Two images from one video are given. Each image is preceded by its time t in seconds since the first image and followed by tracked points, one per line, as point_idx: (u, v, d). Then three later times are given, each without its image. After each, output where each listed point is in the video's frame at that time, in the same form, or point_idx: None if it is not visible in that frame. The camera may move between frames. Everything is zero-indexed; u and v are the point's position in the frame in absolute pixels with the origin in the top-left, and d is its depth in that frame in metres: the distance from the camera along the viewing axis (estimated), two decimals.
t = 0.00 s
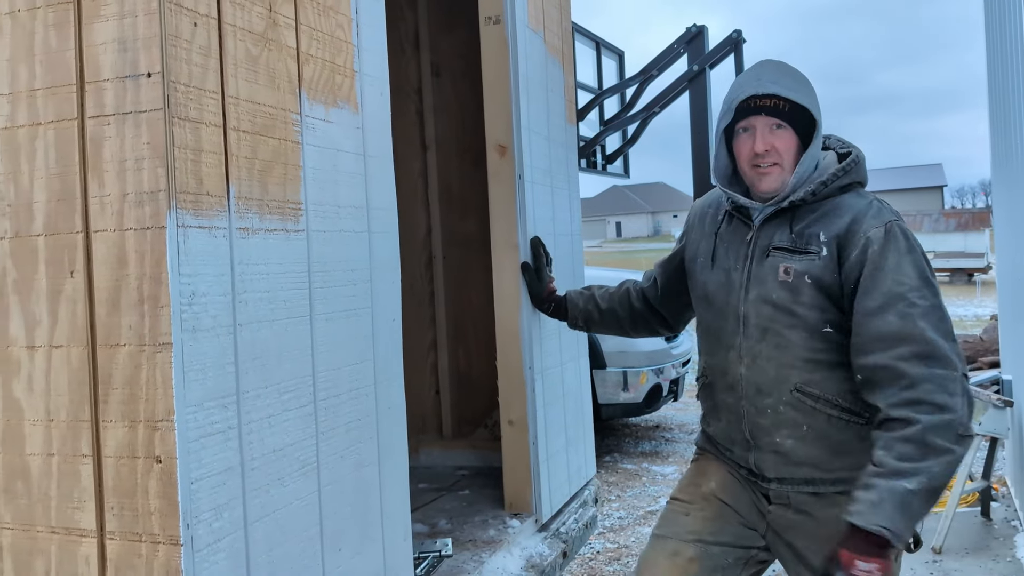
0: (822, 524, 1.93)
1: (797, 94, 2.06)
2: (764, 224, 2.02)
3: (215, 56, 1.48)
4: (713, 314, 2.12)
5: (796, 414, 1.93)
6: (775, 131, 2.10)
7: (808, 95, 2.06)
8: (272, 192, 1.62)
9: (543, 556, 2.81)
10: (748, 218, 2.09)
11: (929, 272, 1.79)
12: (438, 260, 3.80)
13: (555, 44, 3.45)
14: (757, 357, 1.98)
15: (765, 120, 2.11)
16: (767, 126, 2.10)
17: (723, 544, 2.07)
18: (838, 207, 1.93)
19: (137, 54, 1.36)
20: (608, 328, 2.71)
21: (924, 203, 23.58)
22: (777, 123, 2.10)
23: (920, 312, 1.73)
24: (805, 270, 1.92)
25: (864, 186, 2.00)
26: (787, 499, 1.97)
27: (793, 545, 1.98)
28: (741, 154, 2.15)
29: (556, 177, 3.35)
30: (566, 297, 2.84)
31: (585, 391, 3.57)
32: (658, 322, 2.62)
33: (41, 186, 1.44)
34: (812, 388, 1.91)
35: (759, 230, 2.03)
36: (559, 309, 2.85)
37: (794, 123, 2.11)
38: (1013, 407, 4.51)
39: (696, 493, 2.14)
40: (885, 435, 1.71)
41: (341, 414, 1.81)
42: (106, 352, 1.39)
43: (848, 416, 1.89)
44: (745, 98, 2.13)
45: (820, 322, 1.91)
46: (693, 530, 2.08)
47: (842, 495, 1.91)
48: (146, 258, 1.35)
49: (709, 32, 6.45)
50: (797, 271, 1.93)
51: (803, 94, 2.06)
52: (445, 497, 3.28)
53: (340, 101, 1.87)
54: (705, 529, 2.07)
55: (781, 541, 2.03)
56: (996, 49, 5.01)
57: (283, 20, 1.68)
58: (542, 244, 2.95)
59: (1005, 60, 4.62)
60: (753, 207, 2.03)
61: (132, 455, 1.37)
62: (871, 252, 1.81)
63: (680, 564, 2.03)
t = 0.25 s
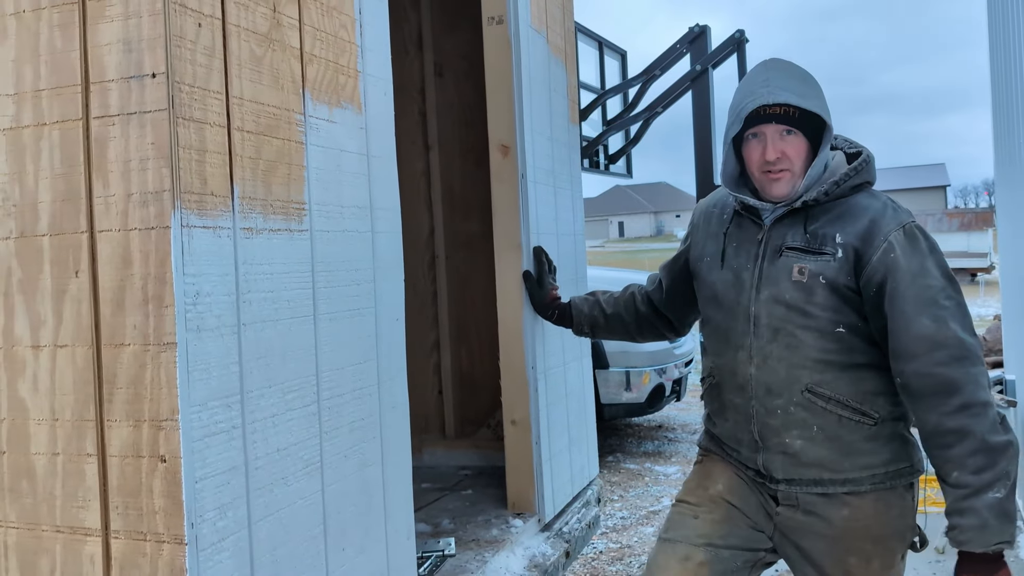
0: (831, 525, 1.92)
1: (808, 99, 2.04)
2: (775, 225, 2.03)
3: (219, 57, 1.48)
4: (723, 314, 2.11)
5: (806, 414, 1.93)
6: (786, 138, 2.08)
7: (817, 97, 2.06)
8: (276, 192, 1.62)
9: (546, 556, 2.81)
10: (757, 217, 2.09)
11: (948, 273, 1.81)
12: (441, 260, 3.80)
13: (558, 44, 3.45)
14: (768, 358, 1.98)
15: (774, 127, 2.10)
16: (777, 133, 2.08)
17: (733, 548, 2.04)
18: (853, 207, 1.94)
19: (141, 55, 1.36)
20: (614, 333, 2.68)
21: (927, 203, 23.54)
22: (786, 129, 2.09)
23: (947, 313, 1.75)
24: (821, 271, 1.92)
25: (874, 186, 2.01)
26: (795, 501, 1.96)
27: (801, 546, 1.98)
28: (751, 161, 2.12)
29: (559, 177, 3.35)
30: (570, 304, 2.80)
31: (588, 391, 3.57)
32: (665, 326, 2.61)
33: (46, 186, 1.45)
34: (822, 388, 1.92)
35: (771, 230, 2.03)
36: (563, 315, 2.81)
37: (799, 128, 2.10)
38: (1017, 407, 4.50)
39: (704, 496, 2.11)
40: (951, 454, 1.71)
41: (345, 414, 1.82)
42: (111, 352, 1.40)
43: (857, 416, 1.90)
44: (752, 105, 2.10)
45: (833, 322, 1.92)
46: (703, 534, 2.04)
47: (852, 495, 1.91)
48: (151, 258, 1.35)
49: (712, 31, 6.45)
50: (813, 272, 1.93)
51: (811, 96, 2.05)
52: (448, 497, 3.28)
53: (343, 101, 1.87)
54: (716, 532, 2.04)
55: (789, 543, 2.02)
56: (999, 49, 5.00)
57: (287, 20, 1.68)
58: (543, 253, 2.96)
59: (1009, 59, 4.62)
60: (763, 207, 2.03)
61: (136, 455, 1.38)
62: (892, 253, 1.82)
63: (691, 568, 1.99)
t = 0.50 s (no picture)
0: (833, 526, 1.92)
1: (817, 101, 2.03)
2: (783, 225, 2.03)
3: (221, 58, 1.48)
4: (728, 313, 2.11)
5: (809, 415, 1.93)
6: (794, 140, 2.08)
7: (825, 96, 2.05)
8: (278, 193, 1.62)
9: (548, 557, 2.80)
10: (765, 217, 2.09)
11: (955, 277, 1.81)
12: (443, 261, 3.80)
13: (560, 45, 3.45)
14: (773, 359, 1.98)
15: (783, 129, 2.09)
16: (785, 136, 2.08)
17: (735, 548, 2.04)
18: (862, 209, 1.94)
19: (143, 56, 1.36)
20: (621, 331, 2.67)
21: (929, 203, 23.52)
22: (794, 131, 2.08)
23: (952, 317, 1.74)
24: (828, 272, 1.92)
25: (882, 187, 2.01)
26: (797, 501, 1.97)
27: (805, 547, 1.98)
28: (760, 163, 2.12)
29: (560, 178, 3.36)
30: (579, 301, 2.77)
31: (590, 392, 3.57)
32: (673, 325, 2.59)
33: (48, 187, 1.45)
34: (826, 390, 1.92)
35: (778, 231, 2.03)
36: (571, 312, 2.78)
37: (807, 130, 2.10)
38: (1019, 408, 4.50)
39: (706, 497, 2.11)
40: (941, 456, 1.71)
41: (346, 415, 1.81)
42: (113, 353, 1.40)
43: (860, 417, 1.90)
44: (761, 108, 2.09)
45: (838, 324, 1.92)
46: (705, 534, 2.04)
47: (853, 497, 1.91)
48: (153, 259, 1.35)
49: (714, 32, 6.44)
50: (820, 274, 1.93)
51: (820, 96, 2.04)
52: (449, 498, 3.28)
53: (345, 102, 1.87)
54: (718, 533, 2.04)
55: (792, 544, 2.02)
56: (1002, 49, 4.99)
57: (288, 21, 1.68)
58: (546, 252, 2.96)
59: (1011, 60, 4.61)
60: (770, 207, 2.04)
61: (138, 455, 1.38)
62: (898, 255, 1.81)
63: (694, 569, 1.98)
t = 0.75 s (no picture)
0: (824, 525, 1.91)
1: (809, 100, 2.02)
2: (781, 225, 2.02)
3: (220, 59, 1.48)
4: (724, 313, 2.14)
5: (800, 416, 1.93)
6: (787, 138, 2.07)
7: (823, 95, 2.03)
8: (277, 194, 1.62)
9: (548, 558, 2.80)
10: (765, 217, 2.09)
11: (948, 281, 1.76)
12: (443, 261, 3.80)
13: (560, 46, 3.46)
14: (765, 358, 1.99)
15: (774, 126, 2.08)
16: (778, 133, 2.07)
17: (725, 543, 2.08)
18: (856, 209, 1.92)
19: (142, 57, 1.36)
20: (624, 315, 2.64)
21: (929, 204, 23.54)
22: (786, 128, 2.07)
23: (938, 320, 1.70)
24: (818, 272, 1.91)
25: (883, 188, 1.99)
26: (788, 500, 1.97)
27: (796, 545, 1.98)
28: (755, 161, 2.12)
29: (561, 179, 3.36)
30: (585, 280, 2.75)
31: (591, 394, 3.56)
32: (675, 315, 2.57)
33: (47, 189, 1.45)
34: (817, 390, 1.91)
35: (775, 231, 2.03)
36: (577, 290, 2.76)
37: (802, 128, 2.08)
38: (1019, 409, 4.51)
39: (700, 493, 2.15)
40: (904, 447, 1.69)
41: (346, 415, 1.81)
42: (111, 354, 1.40)
43: (851, 419, 1.88)
44: (752, 106, 2.10)
45: (830, 325, 1.90)
46: (695, 529, 2.09)
47: (844, 497, 1.90)
48: (152, 260, 1.35)
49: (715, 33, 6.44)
50: (810, 274, 1.92)
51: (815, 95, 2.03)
52: (449, 499, 3.28)
53: (345, 103, 1.87)
54: (709, 528, 2.08)
55: (785, 542, 2.02)
56: (1002, 50, 5.00)
57: (288, 22, 1.68)
58: (561, 228, 2.94)
59: (1010, 61, 4.62)
60: (769, 207, 2.04)
61: (137, 456, 1.38)
62: (887, 256, 1.79)
63: (682, 562, 2.03)
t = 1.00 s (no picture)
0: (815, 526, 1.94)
1: (776, 96, 2.05)
2: (765, 226, 2.04)
3: (220, 60, 1.48)
4: (712, 316, 2.17)
5: (787, 416, 1.95)
6: (758, 133, 2.10)
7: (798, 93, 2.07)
8: (277, 195, 1.62)
9: (548, 559, 2.80)
10: (751, 220, 2.11)
11: (925, 277, 1.79)
12: (443, 263, 3.81)
13: (559, 47, 3.46)
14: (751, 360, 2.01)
15: (747, 123, 2.13)
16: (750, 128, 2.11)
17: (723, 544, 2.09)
18: (835, 207, 1.94)
19: (142, 58, 1.36)
20: (606, 330, 2.74)
21: (929, 205, 23.54)
22: (758, 124, 2.11)
23: (912, 315, 1.74)
24: (797, 271, 1.94)
25: (864, 186, 2.01)
26: (780, 500, 1.99)
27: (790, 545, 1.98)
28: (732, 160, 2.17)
29: (561, 180, 3.36)
30: (567, 296, 2.82)
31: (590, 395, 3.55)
32: (660, 326, 2.69)
33: (47, 190, 1.45)
34: (802, 390, 1.92)
35: (758, 233, 2.05)
36: (559, 307, 2.83)
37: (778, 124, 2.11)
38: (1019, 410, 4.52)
39: (694, 492, 2.18)
40: (868, 433, 1.73)
41: (346, 417, 1.81)
42: (111, 355, 1.40)
43: (839, 418, 1.90)
44: (726, 103, 2.18)
45: (812, 324, 1.92)
46: (686, 526, 2.11)
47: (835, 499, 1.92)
48: (152, 262, 1.35)
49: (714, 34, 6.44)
50: (791, 274, 1.94)
51: (785, 92, 2.06)
52: (449, 500, 3.28)
53: (345, 104, 1.87)
54: (700, 525, 2.10)
55: (779, 541, 2.03)
56: (1001, 51, 5.00)
57: (287, 23, 1.68)
58: (543, 241, 2.94)
59: (1010, 62, 4.63)
60: (753, 210, 2.04)
61: (137, 458, 1.38)
62: (863, 252, 1.83)
63: (672, 558, 2.05)
